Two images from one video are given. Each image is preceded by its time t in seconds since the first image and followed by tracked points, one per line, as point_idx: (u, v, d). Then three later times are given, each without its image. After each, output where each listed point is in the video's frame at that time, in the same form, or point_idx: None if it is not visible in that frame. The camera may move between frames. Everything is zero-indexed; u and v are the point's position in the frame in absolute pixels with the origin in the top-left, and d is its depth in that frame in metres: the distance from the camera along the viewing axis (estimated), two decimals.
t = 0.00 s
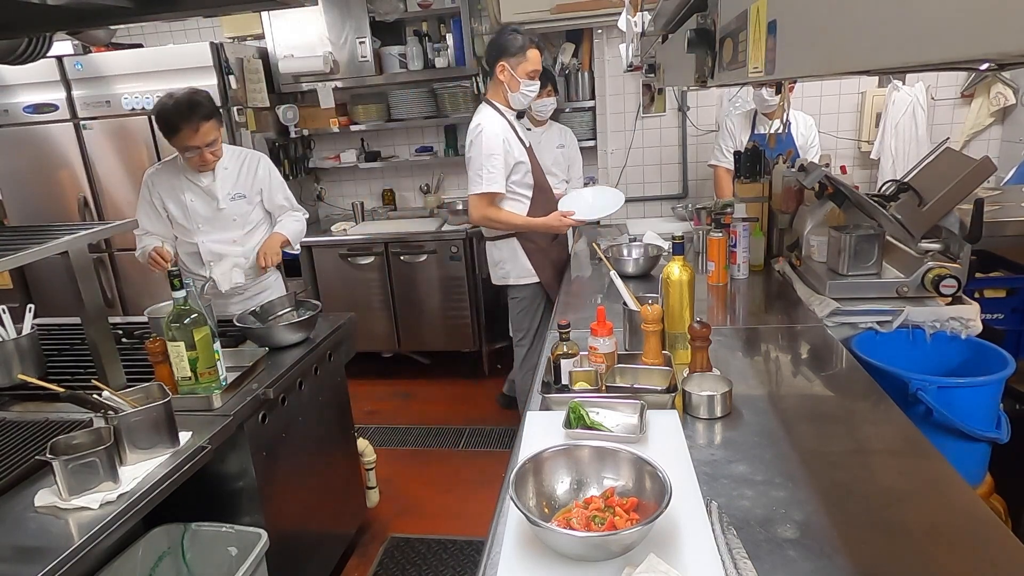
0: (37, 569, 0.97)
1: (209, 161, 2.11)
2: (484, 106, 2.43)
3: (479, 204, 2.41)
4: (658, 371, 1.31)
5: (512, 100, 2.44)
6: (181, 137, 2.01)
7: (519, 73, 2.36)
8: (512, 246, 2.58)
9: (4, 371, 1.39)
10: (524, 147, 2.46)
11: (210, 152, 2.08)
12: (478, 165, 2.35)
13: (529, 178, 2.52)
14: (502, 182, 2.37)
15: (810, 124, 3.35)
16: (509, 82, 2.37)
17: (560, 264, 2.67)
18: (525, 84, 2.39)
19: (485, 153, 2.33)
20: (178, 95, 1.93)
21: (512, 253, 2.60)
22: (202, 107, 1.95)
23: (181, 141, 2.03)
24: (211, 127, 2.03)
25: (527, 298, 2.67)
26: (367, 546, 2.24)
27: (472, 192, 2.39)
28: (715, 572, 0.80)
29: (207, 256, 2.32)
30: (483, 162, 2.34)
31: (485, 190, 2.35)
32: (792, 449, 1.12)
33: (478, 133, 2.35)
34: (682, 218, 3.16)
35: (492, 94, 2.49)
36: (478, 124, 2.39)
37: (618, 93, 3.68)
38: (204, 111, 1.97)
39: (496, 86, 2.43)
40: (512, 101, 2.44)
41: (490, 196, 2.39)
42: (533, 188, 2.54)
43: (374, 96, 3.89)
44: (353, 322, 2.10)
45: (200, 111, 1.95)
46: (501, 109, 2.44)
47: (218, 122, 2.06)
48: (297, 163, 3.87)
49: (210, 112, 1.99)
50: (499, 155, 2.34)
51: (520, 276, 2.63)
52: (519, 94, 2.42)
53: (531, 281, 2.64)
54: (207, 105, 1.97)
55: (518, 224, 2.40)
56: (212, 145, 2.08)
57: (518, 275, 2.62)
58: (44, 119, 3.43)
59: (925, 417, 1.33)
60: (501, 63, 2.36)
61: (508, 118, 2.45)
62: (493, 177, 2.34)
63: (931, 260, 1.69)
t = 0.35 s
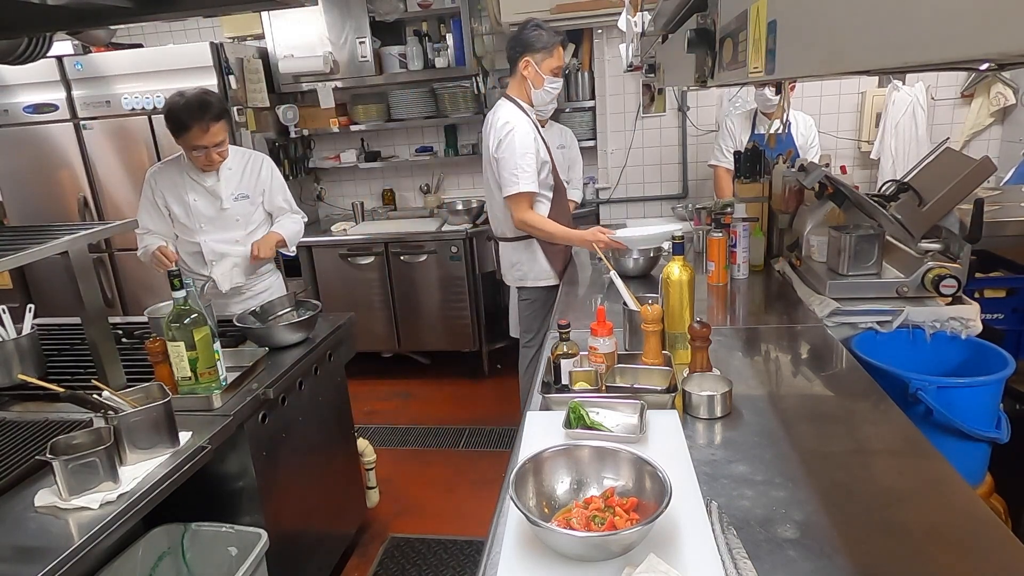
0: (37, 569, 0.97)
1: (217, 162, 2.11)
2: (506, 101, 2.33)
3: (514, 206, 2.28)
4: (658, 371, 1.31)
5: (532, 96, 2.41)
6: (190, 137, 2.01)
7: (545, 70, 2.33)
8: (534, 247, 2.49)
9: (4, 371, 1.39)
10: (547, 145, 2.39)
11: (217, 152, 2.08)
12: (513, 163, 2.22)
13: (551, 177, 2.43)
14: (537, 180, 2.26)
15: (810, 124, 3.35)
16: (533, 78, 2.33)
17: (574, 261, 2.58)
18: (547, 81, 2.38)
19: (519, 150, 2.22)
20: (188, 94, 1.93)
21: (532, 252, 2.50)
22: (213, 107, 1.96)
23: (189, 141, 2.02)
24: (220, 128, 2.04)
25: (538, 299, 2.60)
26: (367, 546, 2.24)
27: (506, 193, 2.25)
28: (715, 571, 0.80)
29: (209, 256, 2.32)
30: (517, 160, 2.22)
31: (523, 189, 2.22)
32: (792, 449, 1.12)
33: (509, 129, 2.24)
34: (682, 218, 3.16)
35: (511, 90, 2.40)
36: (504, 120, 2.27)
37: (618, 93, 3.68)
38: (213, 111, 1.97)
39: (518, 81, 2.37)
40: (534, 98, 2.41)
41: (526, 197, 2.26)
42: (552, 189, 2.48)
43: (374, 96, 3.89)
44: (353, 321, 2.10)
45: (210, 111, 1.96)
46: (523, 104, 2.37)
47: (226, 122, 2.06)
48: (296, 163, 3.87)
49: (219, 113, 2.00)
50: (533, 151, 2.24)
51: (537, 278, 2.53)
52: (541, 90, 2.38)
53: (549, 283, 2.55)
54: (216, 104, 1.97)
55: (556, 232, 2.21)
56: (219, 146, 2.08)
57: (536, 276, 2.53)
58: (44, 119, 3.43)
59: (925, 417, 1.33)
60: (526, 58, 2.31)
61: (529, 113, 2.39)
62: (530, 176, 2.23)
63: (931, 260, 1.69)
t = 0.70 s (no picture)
0: (37, 569, 0.97)
1: (203, 161, 2.11)
2: (519, 99, 2.32)
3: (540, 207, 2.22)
4: (658, 371, 1.31)
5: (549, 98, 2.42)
6: (178, 132, 2.02)
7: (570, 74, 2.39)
8: (540, 248, 2.49)
9: (4, 371, 1.39)
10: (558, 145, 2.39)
11: (203, 153, 2.07)
12: (535, 162, 2.20)
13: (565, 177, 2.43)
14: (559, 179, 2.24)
15: (810, 125, 3.35)
16: (558, 80, 2.37)
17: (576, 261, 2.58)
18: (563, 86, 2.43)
19: (542, 149, 2.21)
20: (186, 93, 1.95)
21: (537, 252, 2.49)
22: (208, 108, 1.97)
23: (179, 136, 2.03)
24: (211, 130, 2.03)
25: (541, 301, 2.60)
26: (367, 546, 2.24)
27: (531, 193, 2.21)
28: (715, 571, 0.80)
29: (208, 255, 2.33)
30: (540, 159, 2.20)
31: (547, 188, 2.20)
32: (792, 449, 1.12)
33: (528, 128, 2.23)
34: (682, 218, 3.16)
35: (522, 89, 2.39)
36: (521, 120, 2.26)
37: (618, 93, 3.67)
38: (208, 112, 1.98)
39: (541, 75, 2.34)
40: (550, 100, 2.42)
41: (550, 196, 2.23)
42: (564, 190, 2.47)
43: (374, 96, 3.90)
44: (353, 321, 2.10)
45: (205, 110, 1.97)
46: (534, 100, 2.35)
47: (221, 126, 2.06)
48: (297, 163, 3.87)
49: (216, 113, 2.00)
50: (553, 151, 2.23)
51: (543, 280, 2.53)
52: (559, 95, 2.43)
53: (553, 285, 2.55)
54: (212, 104, 1.98)
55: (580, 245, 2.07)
56: (207, 146, 2.06)
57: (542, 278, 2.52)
58: (44, 119, 3.43)
59: (925, 417, 1.33)
60: (556, 58, 2.32)
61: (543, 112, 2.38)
62: (554, 175, 2.20)
63: (930, 260, 1.69)
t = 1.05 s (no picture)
0: (37, 569, 0.97)
1: (201, 162, 2.10)
2: (524, 100, 2.32)
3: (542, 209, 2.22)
4: (658, 371, 1.31)
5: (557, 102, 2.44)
6: (176, 133, 2.01)
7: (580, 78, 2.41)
8: (541, 248, 2.49)
9: (4, 371, 1.39)
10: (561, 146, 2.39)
11: (201, 154, 2.07)
12: (540, 163, 2.20)
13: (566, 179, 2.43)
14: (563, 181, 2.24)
15: (810, 124, 3.35)
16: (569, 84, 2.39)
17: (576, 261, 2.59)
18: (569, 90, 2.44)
19: (546, 151, 2.20)
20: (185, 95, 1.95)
21: (537, 252, 2.49)
22: (206, 109, 1.97)
23: (176, 137, 2.03)
24: (208, 131, 2.03)
25: (541, 301, 2.60)
26: (367, 546, 2.24)
27: (535, 194, 2.20)
28: (715, 572, 0.80)
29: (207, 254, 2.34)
30: (545, 161, 2.20)
31: (551, 190, 2.19)
32: (791, 449, 1.12)
33: (534, 129, 2.22)
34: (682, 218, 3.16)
35: (529, 89, 2.39)
36: (526, 121, 2.26)
37: (618, 93, 3.67)
38: (206, 113, 1.98)
39: (551, 77, 2.34)
40: (557, 103, 2.43)
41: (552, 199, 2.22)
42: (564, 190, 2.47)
43: (374, 96, 3.90)
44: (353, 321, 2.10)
45: (203, 111, 1.97)
46: (540, 101, 2.35)
47: (219, 127, 2.06)
48: (297, 163, 3.87)
49: (213, 114, 2.01)
50: (557, 153, 2.23)
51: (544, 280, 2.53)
52: (567, 98, 2.45)
53: (553, 285, 2.55)
54: (210, 105, 1.99)
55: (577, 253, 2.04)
56: (205, 147, 2.06)
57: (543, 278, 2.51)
58: (44, 119, 3.43)
59: (925, 417, 1.33)
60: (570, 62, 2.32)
61: (548, 113, 2.38)
62: (558, 177, 2.20)
63: (931, 260, 1.69)
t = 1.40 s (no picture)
0: (37, 569, 0.97)
1: (201, 161, 2.10)
2: (528, 99, 2.30)
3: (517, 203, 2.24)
4: (658, 371, 1.31)
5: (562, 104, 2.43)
6: (176, 133, 2.01)
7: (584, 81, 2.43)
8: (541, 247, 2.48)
9: (4, 371, 1.39)
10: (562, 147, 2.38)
11: (201, 154, 2.07)
12: (526, 160, 2.21)
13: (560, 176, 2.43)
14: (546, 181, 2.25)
15: (810, 124, 3.35)
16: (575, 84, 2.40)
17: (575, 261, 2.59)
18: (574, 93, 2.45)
19: (536, 150, 2.20)
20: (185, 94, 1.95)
21: (538, 252, 2.49)
22: (207, 109, 1.97)
23: (177, 137, 2.03)
24: (208, 130, 2.02)
25: (540, 301, 2.60)
26: (367, 546, 2.24)
27: (512, 188, 2.22)
28: (715, 571, 0.80)
29: (206, 254, 2.34)
30: (532, 158, 2.20)
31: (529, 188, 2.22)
32: (792, 449, 1.12)
33: (531, 127, 2.20)
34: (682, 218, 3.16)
35: (533, 89, 2.38)
36: (525, 119, 2.24)
37: (618, 93, 3.67)
38: (207, 113, 1.98)
39: (557, 77, 2.35)
40: (563, 104, 2.43)
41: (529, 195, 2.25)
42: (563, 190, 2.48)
43: (374, 96, 3.90)
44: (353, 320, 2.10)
45: (203, 111, 1.97)
46: (543, 100, 2.33)
47: (219, 127, 2.06)
48: (296, 163, 3.87)
49: (214, 114, 2.01)
50: (548, 153, 2.22)
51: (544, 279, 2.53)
52: (573, 101, 2.46)
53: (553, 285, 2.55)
54: (211, 105, 1.99)
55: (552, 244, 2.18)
56: (205, 147, 2.06)
57: (542, 277, 2.51)
58: (44, 119, 3.43)
59: (925, 417, 1.33)
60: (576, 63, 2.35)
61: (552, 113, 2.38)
62: (541, 177, 2.21)
63: (931, 260, 1.69)
